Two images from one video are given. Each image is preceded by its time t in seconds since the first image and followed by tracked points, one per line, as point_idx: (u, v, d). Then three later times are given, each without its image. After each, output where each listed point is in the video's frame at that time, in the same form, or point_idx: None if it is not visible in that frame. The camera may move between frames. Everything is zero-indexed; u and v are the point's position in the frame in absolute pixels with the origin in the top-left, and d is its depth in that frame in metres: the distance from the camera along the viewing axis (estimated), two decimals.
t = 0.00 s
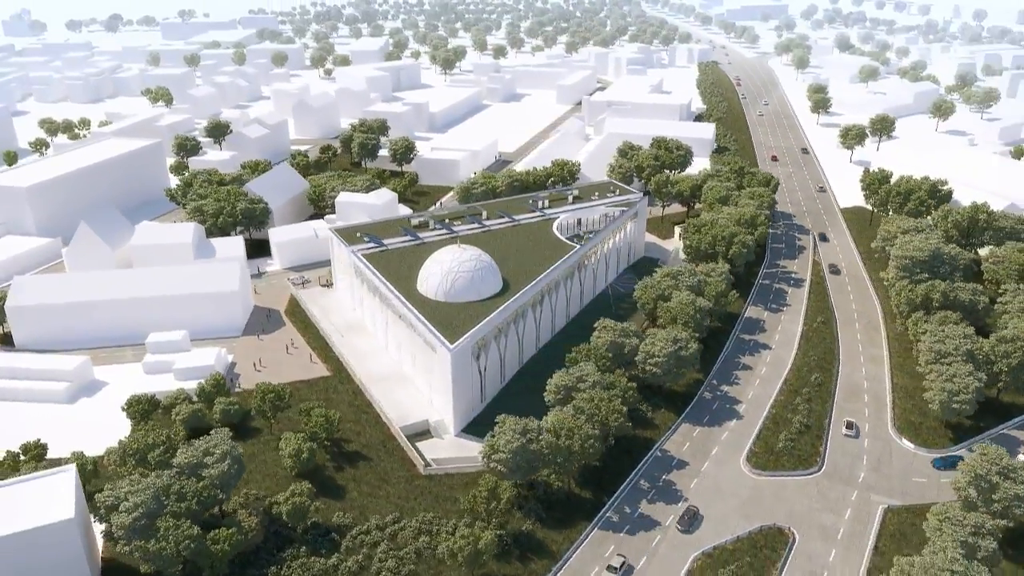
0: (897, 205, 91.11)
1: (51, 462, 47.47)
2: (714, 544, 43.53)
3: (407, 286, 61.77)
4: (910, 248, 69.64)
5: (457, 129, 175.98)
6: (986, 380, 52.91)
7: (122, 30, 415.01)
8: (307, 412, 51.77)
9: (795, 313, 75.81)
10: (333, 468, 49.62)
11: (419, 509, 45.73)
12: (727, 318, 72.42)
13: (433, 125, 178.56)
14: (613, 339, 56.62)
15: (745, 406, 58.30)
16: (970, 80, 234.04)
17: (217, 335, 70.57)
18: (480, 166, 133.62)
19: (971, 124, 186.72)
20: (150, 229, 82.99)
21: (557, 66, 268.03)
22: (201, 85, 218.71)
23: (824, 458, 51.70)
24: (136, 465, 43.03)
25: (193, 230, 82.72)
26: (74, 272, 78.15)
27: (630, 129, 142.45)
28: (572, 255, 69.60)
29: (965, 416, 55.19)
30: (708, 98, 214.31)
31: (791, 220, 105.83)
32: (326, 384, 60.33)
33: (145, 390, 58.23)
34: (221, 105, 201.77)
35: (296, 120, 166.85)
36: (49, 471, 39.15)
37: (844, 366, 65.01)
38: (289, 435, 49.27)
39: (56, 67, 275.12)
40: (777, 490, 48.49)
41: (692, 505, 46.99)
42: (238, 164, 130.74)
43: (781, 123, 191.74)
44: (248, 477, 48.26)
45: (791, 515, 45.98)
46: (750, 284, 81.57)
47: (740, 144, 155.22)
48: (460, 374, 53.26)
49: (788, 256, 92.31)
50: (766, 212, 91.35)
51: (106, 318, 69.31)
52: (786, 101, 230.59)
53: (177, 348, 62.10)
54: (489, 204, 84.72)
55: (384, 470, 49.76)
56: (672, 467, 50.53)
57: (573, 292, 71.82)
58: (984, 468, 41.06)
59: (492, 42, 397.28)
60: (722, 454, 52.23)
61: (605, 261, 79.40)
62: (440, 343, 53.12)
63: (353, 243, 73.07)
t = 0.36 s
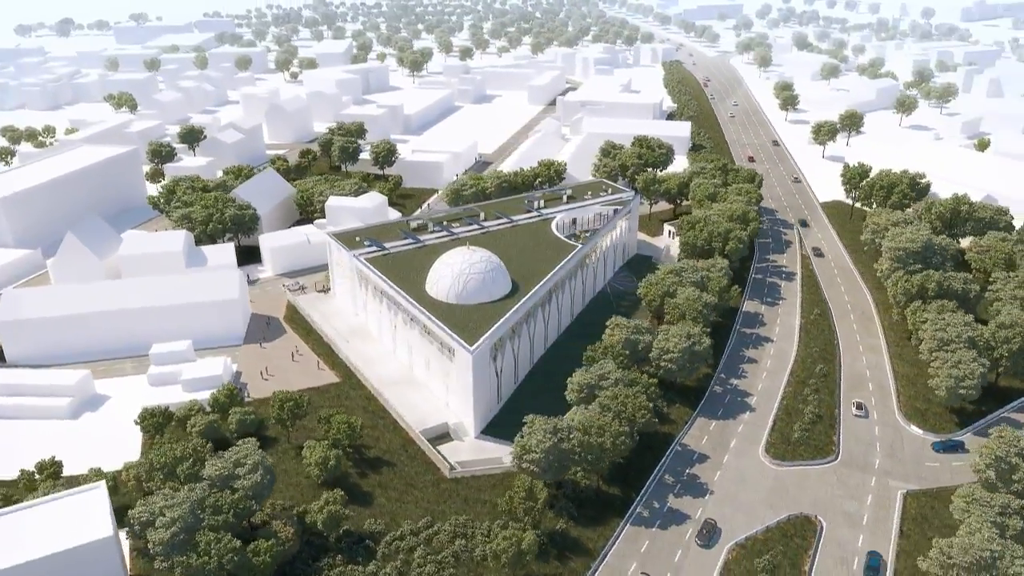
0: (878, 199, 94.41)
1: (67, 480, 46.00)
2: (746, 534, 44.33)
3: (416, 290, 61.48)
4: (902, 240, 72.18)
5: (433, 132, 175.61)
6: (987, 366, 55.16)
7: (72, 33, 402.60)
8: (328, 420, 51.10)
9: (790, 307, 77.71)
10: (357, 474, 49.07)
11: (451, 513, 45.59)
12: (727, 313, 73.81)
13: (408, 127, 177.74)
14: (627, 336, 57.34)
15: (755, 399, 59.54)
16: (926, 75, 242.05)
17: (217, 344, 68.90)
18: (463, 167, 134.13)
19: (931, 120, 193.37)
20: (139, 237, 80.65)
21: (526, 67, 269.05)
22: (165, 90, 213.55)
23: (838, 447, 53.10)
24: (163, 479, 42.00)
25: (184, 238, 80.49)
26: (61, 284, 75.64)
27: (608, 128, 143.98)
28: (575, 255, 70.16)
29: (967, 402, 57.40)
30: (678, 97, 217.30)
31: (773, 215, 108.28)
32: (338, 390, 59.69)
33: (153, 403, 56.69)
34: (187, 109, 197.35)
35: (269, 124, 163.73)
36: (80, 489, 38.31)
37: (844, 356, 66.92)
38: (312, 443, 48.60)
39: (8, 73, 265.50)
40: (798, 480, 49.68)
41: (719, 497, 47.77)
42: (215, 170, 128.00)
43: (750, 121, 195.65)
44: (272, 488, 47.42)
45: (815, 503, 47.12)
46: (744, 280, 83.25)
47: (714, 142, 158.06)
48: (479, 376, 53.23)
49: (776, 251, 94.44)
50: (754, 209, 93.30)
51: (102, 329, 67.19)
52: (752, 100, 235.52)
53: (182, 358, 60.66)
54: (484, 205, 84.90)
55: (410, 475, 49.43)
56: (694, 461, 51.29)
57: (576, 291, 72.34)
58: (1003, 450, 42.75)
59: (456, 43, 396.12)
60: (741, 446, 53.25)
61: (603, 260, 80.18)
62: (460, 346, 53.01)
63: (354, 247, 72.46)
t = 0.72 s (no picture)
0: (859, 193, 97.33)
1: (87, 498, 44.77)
2: (776, 524, 45.41)
3: (427, 293, 61.29)
4: (893, 233, 74.67)
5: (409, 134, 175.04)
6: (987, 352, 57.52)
7: (20, 38, 389.46)
8: (351, 426, 50.63)
9: (784, 300, 79.61)
10: (383, 479, 48.73)
11: (484, 515, 45.61)
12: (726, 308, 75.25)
13: (383, 130, 176.74)
14: (641, 333, 58.14)
15: (765, 391, 60.92)
16: (885, 71, 249.50)
17: (219, 354, 67.56)
18: (445, 170, 134.29)
19: (893, 115, 199.64)
20: (130, 247, 78.64)
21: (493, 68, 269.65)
22: (128, 95, 208.22)
23: (851, 436, 54.71)
24: (195, 492, 41.08)
25: (176, 248, 78.75)
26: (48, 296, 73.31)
27: (587, 127, 145.36)
28: (579, 255, 70.77)
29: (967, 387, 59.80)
30: (648, 97, 219.84)
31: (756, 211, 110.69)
32: (351, 396, 59.23)
33: (163, 415, 55.44)
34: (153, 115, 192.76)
35: (242, 128, 160.48)
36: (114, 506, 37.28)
37: (844, 347, 68.89)
38: (337, 450, 48.06)
39: None
40: (817, 469, 51.03)
41: (744, 489, 48.79)
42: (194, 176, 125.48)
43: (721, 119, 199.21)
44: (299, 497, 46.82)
45: (837, 491, 48.45)
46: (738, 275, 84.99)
47: (689, 140, 160.71)
48: (499, 378, 53.35)
49: (763, 246, 96.56)
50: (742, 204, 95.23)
51: (102, 342, 65.28)
52: (718, 98, 240.15)
53: (189, 370, 59.34)
54: (480, 206, 85.02)
55: (437, 478, 49.24)
56: (715, 454, 52.25)
57: (579, 290, 72.92)
58: (1018, 433, 44.63)
59: (420, 45, 394.44)
60: (758, 438, 54.45)
61: (601, 258, 80.96)
62: (480, 347, 53.04)
63: (355, 250, 71.81)
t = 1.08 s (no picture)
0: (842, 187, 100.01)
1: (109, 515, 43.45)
2: (803, 512, 46.46)
3: (438, 297, 61.10)
4: (883, 227, 77.23)
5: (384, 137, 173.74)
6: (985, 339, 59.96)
7: None
8: (374, 433, 50.08)
9: (778, 294, 81.34)
10: (412, 483, 48.35)
11: (517, 517, 45.59)
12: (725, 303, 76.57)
13: (358, 133, 175.07)
14: (654, 330, 58.97)
15: (773, 384, 62.30)
16: (845, 68, 256.31)
17: (222, 365, 66.05)
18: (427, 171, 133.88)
19: (857, 112, 205.26)
20: (119, 257, 76.44)
21: (462, 69, 269.12)
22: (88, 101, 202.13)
23: (861, 424, 56.32)
24: (229, 504, 40.04)
25: (168, 256, 76.73)
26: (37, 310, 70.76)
27: (566, 127, 146.23)
28: (581, 254, 71.35)
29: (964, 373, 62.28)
30: (618, 97, 221.84)
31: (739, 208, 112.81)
32: (366, 402, 58.74)
33: (174, 427, 54.02)
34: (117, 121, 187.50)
35: (214, 133, 156.98)
36: (149, 522, 36.30)
37: (843, 338, 70.81)
38: (364, 456, 47.56)
39: None
40: (834, 458, 52.37)
41: (767, 480, 49.82)
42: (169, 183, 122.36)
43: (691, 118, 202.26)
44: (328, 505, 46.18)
45: (857, 478, 49.84)
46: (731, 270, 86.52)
47: (665, 139, 162.78)
48: (520, 379, 53.44)
49: (751, 241, 98.40)
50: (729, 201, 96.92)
51: (101, 355, 63.32)
52: (686, 97, 243.81)
53: (197, 380, 58.03)
54: (475, 208, 85.03)
55: (464, 481, 49.08)
56: (734, 447, 53.24)
57: (582, 289, 73.42)
58: None
59: (383, 47, 391.26)
60: (773, 430, 55.61)
61: (598, 257, 81.68)
62: (500, 348, 53.12)
63: (357, 254, 71.14)
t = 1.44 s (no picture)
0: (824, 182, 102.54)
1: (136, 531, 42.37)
2: (827, 499, 47.63)
3: (450, 299, 60.97)
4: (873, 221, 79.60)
5: (359, 140, 172.05)
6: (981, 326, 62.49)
7: None
8: (399, 437, 49.72)
9: (772, 287, 83.07)
10: (439, 487, 48.14)
11: (550, 516, 45.77)
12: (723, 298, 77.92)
13: (332, 137, 173.05)
14: (666, 327, 59.82)
15: (780, 375, 63.63)
16: (807, 66, 262.35)
17: (228, 375, 64.68)
18: (409, 174, 133.12)
19: (822, 108, 210.26)
20: (111, 267, 74.30)
21: (430, 70, 267.77)
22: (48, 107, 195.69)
23: (870, 412, 57.98)
24: (267, 515, 39.35)
25: (161, 264, 74.92)
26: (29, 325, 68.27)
27: (545, 128, 146.87)
28: (584, 254, 71.90)
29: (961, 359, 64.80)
30: (590, 97, 223.41)
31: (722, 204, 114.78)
32: (382, 407, 58.38)
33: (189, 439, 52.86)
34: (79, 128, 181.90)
35: (185, 138, 153.28)
36: (193, 536, 35.73)
37: (840, 329, 72.77)
38: (393, 461, 47.24)
39: None
40: (848, 446, 53.81)
41: (787, 469, 50.94)
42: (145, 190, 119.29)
43: (663, 117, 204.89)
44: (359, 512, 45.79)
45: (873, 465, 51.30)
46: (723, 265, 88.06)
47: (640, 138, 164.59)
48: (540, 379, 53.61)
49: (738, 236, 100.23)
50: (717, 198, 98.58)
51: (102, 369, 61.34)
52: (655, 96, 246.77)
53: (208, 391, 56.82)
54: (471, 210, 85.04)
55: (492, 482, 49.06)
56: (751, 439, 54.29)
57: (585, 287, 73.93)
58: None
59: (346, 49, 387.35)
60: (786, 421, 56.81)
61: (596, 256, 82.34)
62: (520, 348, 53.17)
63: (359, 259, 70.52)
